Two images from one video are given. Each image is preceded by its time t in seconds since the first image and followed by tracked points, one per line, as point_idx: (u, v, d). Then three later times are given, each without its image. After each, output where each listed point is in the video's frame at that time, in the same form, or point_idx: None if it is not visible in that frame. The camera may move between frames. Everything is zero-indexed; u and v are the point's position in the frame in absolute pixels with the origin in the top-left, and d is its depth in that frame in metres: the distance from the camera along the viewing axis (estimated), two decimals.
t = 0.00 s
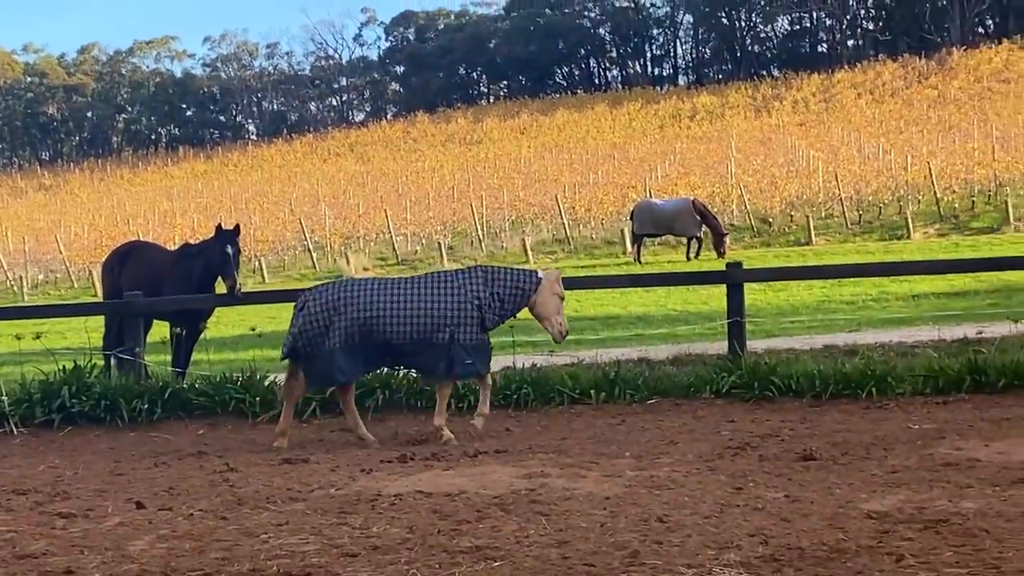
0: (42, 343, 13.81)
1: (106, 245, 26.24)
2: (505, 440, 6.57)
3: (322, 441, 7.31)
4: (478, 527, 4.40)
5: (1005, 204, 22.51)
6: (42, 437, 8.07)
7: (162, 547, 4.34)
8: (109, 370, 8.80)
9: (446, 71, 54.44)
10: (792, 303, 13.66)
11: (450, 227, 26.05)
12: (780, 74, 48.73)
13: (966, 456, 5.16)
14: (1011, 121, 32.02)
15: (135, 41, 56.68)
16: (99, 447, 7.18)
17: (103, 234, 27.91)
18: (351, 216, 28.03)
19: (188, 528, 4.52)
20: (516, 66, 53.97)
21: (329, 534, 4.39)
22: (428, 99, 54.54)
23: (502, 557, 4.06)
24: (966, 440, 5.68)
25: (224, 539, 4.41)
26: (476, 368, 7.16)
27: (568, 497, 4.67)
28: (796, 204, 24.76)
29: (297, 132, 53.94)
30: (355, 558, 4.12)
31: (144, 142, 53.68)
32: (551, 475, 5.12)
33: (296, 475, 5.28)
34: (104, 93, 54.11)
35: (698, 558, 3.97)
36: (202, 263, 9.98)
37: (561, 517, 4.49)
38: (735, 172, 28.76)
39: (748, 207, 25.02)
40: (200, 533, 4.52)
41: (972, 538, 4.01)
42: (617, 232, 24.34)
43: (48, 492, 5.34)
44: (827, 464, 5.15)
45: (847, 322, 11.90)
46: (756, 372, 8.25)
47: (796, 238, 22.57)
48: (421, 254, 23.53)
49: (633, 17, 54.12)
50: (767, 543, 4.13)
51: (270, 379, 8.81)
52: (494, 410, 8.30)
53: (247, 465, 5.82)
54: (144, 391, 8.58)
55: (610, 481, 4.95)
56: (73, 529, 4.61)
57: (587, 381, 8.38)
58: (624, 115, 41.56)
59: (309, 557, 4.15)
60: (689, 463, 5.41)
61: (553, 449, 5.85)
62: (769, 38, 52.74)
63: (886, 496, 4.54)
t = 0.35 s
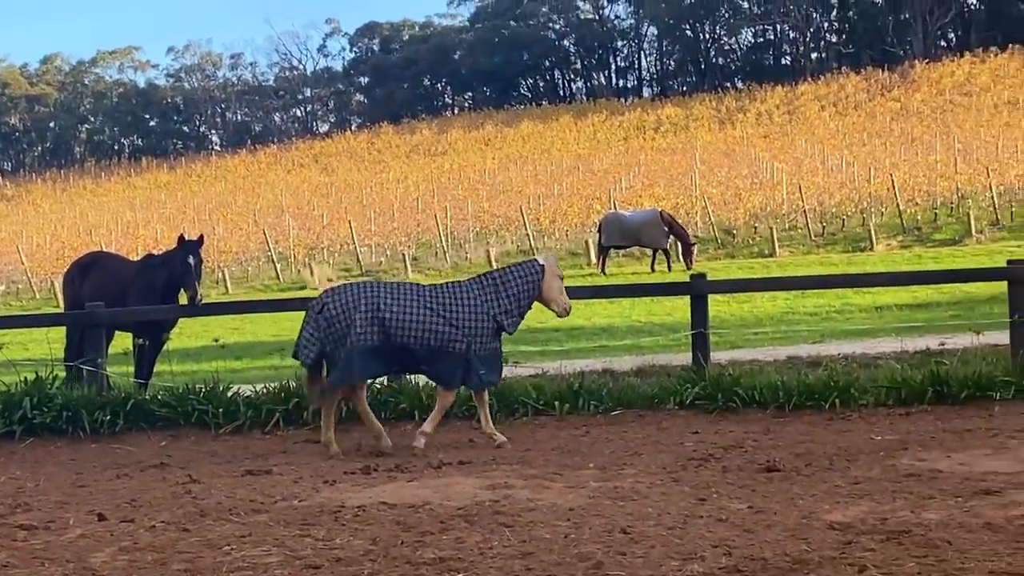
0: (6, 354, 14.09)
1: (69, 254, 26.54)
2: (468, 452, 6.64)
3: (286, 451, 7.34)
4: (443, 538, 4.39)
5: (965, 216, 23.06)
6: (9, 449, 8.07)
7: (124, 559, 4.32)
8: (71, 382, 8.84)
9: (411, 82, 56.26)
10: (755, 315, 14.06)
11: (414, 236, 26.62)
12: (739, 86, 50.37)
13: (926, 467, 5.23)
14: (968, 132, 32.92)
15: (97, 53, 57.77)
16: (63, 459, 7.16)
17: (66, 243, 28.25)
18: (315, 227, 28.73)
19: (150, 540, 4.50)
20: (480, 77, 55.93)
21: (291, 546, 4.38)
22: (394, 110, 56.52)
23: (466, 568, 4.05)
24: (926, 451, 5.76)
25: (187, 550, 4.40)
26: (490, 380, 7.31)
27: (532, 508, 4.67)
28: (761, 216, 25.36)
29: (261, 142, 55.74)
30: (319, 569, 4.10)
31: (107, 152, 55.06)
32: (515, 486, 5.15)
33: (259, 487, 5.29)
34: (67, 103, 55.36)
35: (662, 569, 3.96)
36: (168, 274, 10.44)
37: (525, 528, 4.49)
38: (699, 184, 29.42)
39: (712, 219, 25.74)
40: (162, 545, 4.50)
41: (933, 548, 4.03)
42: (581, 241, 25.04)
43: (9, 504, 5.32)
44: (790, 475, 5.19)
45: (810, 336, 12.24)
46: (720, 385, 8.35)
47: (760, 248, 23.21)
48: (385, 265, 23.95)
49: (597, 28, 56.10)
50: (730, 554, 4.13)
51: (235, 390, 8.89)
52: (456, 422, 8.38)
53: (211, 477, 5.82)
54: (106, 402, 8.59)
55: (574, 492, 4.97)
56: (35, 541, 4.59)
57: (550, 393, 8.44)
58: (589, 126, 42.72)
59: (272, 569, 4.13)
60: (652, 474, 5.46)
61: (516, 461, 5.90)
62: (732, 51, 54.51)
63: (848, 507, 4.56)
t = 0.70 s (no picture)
0: None
1: (37, 265, 26.89)
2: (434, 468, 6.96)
3: (251, 467, 7.60)
4: (411, 550, 4.39)
5: (933, 231, 24.60)
6: None
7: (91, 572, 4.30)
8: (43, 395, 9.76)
9: (380, 95, 59.22)
10: (718, 328, 14.72)
11: (382, 249, 27.87)
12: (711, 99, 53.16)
13: (895, 481, 5.47)
14: (934, 146, 34.15)
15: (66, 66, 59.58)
16: (32, 473, 7.64)
17: (33, 255, 28.65)
18: (284, 240, 29.58)
19: (117, 554, 4.50)
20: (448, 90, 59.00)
21: (260, 559, 4.37)
22: (362, 122, 59.50)
23: None
24: (894, 463, 6.20)
25: (154, 564, 4.39)
26: (512, 382, 8.05)
27: (500, 521, 4.68)
28: (728, 229, 26.53)
29: (227, 155, 58.69)
30: None
31: (74, 164, 57.35)
32: (482, 499, 5.27)
33: (226, 501, 5.34)
34: (34, 115, 57.20)
35: None
36: (137, 285, 10.98)
37: (493, 541, 4.49)
38: (669, 197, 30.13)
39: (681, 232, 26.84)
40: (129, 558, 4.50)
41: (901, 560, 4.05)
42: (549, 254, 25.86)
43: None
44: (758, 487, 5.37)
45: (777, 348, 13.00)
46: (687, 398, 9.32)
47: (729, 263, 24.20)
48: (354, 278, 25.21)
49: (566, 41, 58.84)
50: (699, 567, 4.11)
51: (204, 403, 9.82)
52: (424, 434, 9.38)
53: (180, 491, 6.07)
54: (73, 415, 9.58)
55: (542, 506, 5.01)
56: None
57: (519, 407, 9.42)
58: (558, 139, 44.71)
59: None
60: (619, 489, 5.54)
61: (485, 474, 6.16)
62: (701, 64, 57.37)
63: (816, 519, 4.64)
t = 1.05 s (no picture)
0: None
1: (11, 281, 27.68)
2: (406, 481, 7.17)
3: (225, 481, 7.80)
4: (385, 563, 4.50)
5: (908, 244, 25.74)
6: None
7: None
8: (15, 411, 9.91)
9: (355, 108, 62.98)
10: (692, 342, 15.42)
11: (357, 262, 28.88)
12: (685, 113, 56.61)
13: (867, 495, 5.66)
14: (907, 158, 35.31)
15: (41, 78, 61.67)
16: (8, 487, 8.09)
17: (8, 268, 29.44)
18: (261, 254, 30.69)
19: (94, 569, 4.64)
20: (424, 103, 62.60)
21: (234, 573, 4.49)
22: (339, 136, 63.38)
23: None
24: (870, 476, 6.53)
25: None
26: (533, 393, 8.31)
27: (475, 535, 4.80)
28: (703, 242, 27.41)
29: (202, 168, 62.03)
30: None
31: (50, 176, 60.18)
32: (457, 512, 5.50)
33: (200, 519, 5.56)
34: (11, 129, 59.31)
35: None
36: (113, 298, 11.32)
37: (467, 553, 4.59)
38: (644, 209, 31.01)
39: (657, 243, 27.67)
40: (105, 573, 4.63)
41: (874, 572, 4.13)
42: (523, 268, 26.74)
43: None
44: (733, 500, 5.62)
45: (750, 361, 13.51)
46: (662, 410, 9.56)
47: (703, 275, 24.96)
48: (330, 292, 26.16)
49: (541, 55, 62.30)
50: None
51: (178, 418, 9.98)
52: (400, 446, 9.51)
53: (152, 505, 6.42)
54: (47, 430, 9.71)
55: (518, 520, 5.16)
56: None
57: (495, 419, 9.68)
58: (533, 152, 47.01)
59: None
60: (593, 503, 5.72)
61: (459, 488, 6.46)
62: (676, 77, 60.84)
63: (790, 532, 4.79)
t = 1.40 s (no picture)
0: None
1: None
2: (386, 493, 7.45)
3: (205, 493, 8.06)
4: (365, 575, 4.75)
5: (885, 253, 26.31)
6: None
7: None
8: None
9: (335, 120, 64.59)
10: (673, 353, 15.88)
11: (337, 275, 29.69)
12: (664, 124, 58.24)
13: (842, 506, 5.93)
14: (884, 169, 35.93)
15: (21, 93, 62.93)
16: None
17: None
18: (240, 266, 31.46)
19: None
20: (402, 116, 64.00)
21: None
22: (316, 149, 64.96)
23: None
24: (848, 487, 6.79)
25: None
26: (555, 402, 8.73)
27: (454, 547, 5.06)
28: (682, 252, 28.09)
29: (180, 181, 63.50)
30: None
31: (29, 189, 61.68)
32: (436, 524, 5.79)
33: (181, 532, 5.86)
34: None
35: None
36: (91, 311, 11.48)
37: (445, 565, 4.85)
38: (624, 221, 31.61)
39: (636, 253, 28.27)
40: None
41: None
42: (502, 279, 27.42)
43: None
44: (710, 511, 5.90)
45: (727, 373, 14.00)
46: (640, 422, 9.74)
47: (682, 284, 25.55)
48: (309, 303, 27.01)
49: (520, 66, 63.15)
50: None
51: (156, 430, 10.10)
52: (379, 458, 9.78)
53: (132, 519, 6.75)
54: (25, 442, 9.91)
55: (496, 532, 5.43)
56: None
57: (475, 431, 9.85)
58: (513, 164, 48.25)
59: None
60: (571, 515, 5.99)
61: (438, 501, 6.75)
62: (655, 89, 61.53)
63: (769, 541, 5.03)
